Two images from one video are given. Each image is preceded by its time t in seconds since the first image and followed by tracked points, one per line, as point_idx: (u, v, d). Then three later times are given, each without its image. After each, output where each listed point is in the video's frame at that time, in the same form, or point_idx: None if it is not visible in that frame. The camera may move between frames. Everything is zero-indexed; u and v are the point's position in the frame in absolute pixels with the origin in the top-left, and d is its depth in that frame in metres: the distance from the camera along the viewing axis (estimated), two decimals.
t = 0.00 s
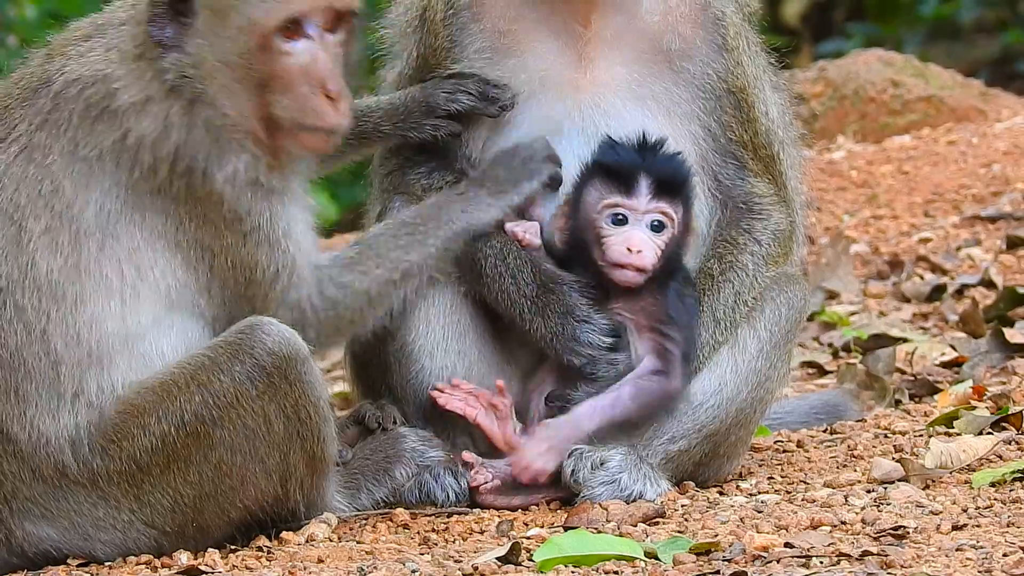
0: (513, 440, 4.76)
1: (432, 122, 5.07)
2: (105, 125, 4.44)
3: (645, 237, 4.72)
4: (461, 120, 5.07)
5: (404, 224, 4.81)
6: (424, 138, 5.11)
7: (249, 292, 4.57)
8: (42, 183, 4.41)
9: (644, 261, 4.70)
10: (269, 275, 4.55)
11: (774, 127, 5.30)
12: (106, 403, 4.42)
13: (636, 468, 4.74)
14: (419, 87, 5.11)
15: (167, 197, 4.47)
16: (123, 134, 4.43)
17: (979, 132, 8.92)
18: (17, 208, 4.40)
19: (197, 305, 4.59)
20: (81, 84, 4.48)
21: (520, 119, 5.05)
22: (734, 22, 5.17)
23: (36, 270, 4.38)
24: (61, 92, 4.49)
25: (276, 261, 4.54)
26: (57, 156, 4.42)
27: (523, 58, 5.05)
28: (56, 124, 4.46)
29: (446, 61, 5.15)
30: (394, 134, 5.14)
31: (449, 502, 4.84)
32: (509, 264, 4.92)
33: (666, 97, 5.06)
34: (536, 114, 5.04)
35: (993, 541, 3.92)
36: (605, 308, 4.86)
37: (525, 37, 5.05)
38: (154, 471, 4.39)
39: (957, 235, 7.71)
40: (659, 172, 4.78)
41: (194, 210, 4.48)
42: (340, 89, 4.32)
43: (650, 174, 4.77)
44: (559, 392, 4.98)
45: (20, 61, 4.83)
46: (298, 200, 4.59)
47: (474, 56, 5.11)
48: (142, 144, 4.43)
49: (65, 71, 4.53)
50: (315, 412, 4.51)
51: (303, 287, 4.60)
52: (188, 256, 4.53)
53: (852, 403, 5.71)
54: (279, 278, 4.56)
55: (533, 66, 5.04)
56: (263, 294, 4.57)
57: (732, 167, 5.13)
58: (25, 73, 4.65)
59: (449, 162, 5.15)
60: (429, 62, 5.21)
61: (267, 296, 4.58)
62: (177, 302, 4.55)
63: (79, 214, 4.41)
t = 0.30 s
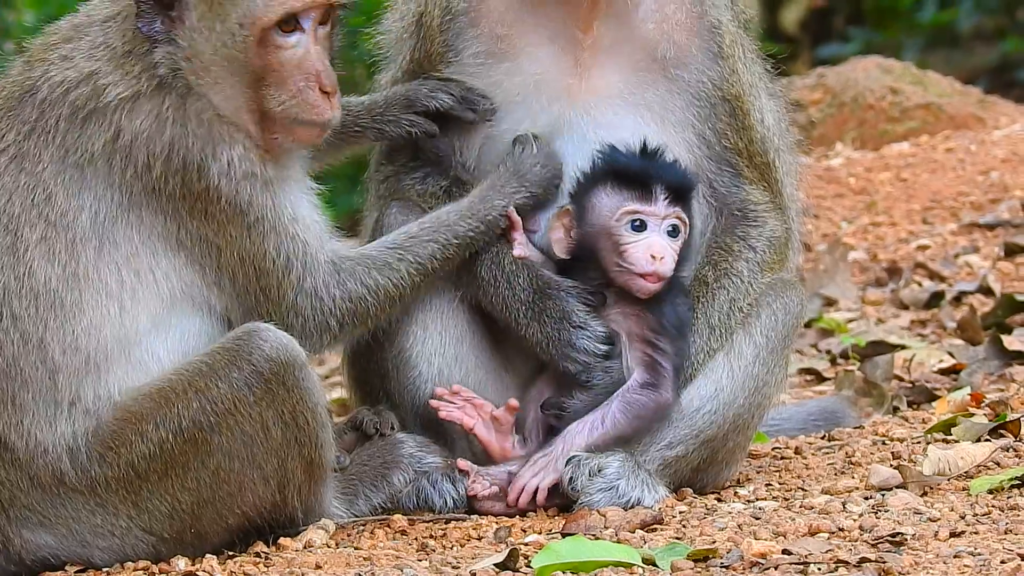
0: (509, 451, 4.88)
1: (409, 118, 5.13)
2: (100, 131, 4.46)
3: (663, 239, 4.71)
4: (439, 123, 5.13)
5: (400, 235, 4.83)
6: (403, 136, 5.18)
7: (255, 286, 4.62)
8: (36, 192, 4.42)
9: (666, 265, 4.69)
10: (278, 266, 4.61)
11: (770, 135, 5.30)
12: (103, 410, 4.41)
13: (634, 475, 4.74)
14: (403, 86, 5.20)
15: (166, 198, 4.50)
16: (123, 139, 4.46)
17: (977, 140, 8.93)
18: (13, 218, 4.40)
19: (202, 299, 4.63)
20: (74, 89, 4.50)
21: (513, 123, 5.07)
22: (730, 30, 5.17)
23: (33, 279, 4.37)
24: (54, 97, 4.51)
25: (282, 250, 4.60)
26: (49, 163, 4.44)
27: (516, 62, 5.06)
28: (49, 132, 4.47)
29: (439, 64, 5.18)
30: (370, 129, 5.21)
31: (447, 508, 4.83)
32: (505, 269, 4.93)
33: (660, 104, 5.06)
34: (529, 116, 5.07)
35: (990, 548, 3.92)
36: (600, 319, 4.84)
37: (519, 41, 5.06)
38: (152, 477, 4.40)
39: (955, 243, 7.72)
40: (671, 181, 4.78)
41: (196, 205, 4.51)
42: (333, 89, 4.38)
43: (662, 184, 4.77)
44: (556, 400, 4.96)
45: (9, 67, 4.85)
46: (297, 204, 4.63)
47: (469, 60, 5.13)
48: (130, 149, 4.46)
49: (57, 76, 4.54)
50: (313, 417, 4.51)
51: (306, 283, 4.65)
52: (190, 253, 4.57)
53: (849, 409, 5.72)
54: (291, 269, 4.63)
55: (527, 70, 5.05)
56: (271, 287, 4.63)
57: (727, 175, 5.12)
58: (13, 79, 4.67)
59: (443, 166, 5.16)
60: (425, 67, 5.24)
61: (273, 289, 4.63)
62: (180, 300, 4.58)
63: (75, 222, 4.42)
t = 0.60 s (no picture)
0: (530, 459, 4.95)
1: (406, 161, 5.12)
2: (101, 140, 4.48)
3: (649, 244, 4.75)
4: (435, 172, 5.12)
5: (400, 252, 4.84)
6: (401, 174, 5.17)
7: (254, 295, 4.63)
8: (37, 203, 4.42)
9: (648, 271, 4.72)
10: (276, 277, 4.62)
11: (765, 141, 5.31)
12: (102, 419, 4.40)
13: (631, 483, 4.73)
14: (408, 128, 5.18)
15: (173, 204, 4.51)
16: (125, 148, 4.47)
17: (975, 147, 8.94)
18: (13, 228, 4.41)
19: (202, 308, 4.63)
20: (71, 99, 4.52)
21: (508, 132, 5.09)
22: (725, 36, 5.19)
23: (33, 290, 4.37)
24: (53, 108, 4.53)
25: (281, 260, 4.61)
26: (51, 174, 4.45)
27: (513, 69, 5.06)
28: (47, 141, 4.49)
29: (438, 76, 5.16)
30: (365, 159, 5.19)
31: (444, 515, 4.86)
32: (500, 275, 4.97)
33: (655, 112, 5.07)
34: (525, 125, 5.07)
35: (988, 555, 3.92)
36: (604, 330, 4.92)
37: (515, 49, 5.05)
38: (150, 484, 4.40)
39: (953, 250, 7.72)
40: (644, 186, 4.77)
41: (197, 212, 4.52)
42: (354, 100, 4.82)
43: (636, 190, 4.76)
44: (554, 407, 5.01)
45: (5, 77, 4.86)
46: (298, 216, 4.63)
47: (466, 69, 5.11)
48: (145, 155, 4.47)
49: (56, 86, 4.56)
50: (311, 425, 4.52)
51: (303, 294, 4.65)
52: (191, 261, 4.58)
53: (847, 417, 5.73)
54: (288, 279, 4.63)
55: (522, 77, 5.04)
56: (270, 297, 4.63)
57: (723, 181, 5.13)
58: (11, 90, 4.69)
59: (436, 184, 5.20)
60: (422, 78, 5.23)
61: (272, 299, 4.63)
62: (180, 308, 4.58)
63: (75, 232, 4.42)
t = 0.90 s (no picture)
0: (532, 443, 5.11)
1: (411, 163, 5.13)
2: (101, 147, 4.48)
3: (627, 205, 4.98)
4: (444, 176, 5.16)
5: (392, 260, 4.85)
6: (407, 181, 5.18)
7: (249, 300, 4.64)
8: (36, 210, 4.41)
9: (604, 216, 4.96)
10: (272, 282, 4.63)
11: (761, 144, 5.31)
12: (100, 426, 4.38)
13: (630, 488, 4.74)
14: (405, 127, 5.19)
15: (176, 210, 4.53)
16: (128, 156, 4.49)
17: (972, 152, 8.94)
18: (11, 234, 4.38)
19: (200, 313, 4.64)
20: (72, 106, 4.53)
21: (504, 136, 5.10)
22: (723, 39, 5.20)
23: (31, 296, 4.34)
24: (54, 115, 4.53)
25: (277, 266, 4.62)
26: (52, 181, 4.44)
27: (511, 72, 5.08)
28: (45, 148, 4.48)
29: (436, 75, 5.14)
30: (370, 168, 5.21)
31: (443, 521, 4.84)
32: (491, 280, 4.94)
33: (653, 118, 5.10)
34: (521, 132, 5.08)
35: (987, 559, 3.93)
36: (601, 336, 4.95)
37: (515, 51, 5.07)
38: (148, 490, 4.38)
39: (951, 255, 7.72)
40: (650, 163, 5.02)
41: (198, 217, 4.54)
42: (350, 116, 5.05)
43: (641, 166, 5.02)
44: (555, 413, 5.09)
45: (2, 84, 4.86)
46: (297, 223, 4.67)
47: (466, 68, 5.10)
48: (153, 163, 4.50)
49: (55, 92, 4.57)
50: (309, 430, 4.54)
51: (296, 301, 4.67)
52: (190, 266, 4.59)
53: (844, 422, 5.73)
54: (283, 284, 4.64)
55: (521, 80, 5.07)
56: (264, 302, 4.64)
57: (718, 184, 5.13)
58: (9, 96, 4.68)
59: (433, 185, 5.17)
60: (419, 79, 5.19)
61: (265, 303, 4.65)
62: (179, 313, 4.59)
63: (74, 239, 4.41)
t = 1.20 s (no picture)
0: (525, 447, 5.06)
1: (403, 143, 5.07)
2: (101, 150, 4.48)
3: (644, 200, 4.91)
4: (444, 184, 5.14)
5: (385, 265, 4.84)
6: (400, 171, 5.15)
7: (245, 304, 4.64)
8: (35, 212, 4.40)
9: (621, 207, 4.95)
10: (269, 286, 4.62)
11: (764, 145, 5.32)
12: (97, 429, 4.37)
13: (626, 491, 4.75)
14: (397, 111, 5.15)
15: (175, 214, 4.53)
16: (128, 159, 4.49)
17: (969, 154, 8.95)
18: (10, 236, 4.38)
19: (198, 316, 4.64)
20: (72, 109, 4.53)
21: (501, 136, 5.11)
22: (728, 39, 5.22)
23: (29, 299, 4.33)
24: (54, 116, 4.52)
25: (274, 270, 4.61)
26: (51, 183, 4.43)
27: (512, 71, 5.08)
28: (44, 150, 4.48)
29: (436, 75, 5.15)
30: (362, 151, 5.09)
31: (438, 525, 4.84)
32: (481, 285, 4.90)
33: (656, 118, 5.12)
34: (518, 131, 5.10)
35: (984, 562, 3.93)
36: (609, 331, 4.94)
37: (518, 51, 5.08)
38: (145, 493, 4.38)
39: (947, 258, 7.73)
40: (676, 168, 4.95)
41: (197, 221, 4.54)
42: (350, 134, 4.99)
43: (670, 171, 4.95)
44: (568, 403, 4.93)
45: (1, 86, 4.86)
46: (293, 227, 4.65)
47: (467, 67, 5.11)
48: (153, 167, 4.50)
49: (55, 93, 4.57)
50: (307, 434, 4.54)
51: (291, 304, 4.66)
52: (188, 270, 4.59)
53: (841, 425, 5.73)
54: (279, 289, 4.64)
55: (523, 80, 5.07)
56: (260, 306, 4.64)
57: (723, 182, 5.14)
58: (8, 98, 4.68)
59: (428, 175, 5.15)
60: (420, 77, 5.18)
61: (261, 307, 4.64)
62: (176, 317, 4.59)
63: (73, 241, 4.40)
